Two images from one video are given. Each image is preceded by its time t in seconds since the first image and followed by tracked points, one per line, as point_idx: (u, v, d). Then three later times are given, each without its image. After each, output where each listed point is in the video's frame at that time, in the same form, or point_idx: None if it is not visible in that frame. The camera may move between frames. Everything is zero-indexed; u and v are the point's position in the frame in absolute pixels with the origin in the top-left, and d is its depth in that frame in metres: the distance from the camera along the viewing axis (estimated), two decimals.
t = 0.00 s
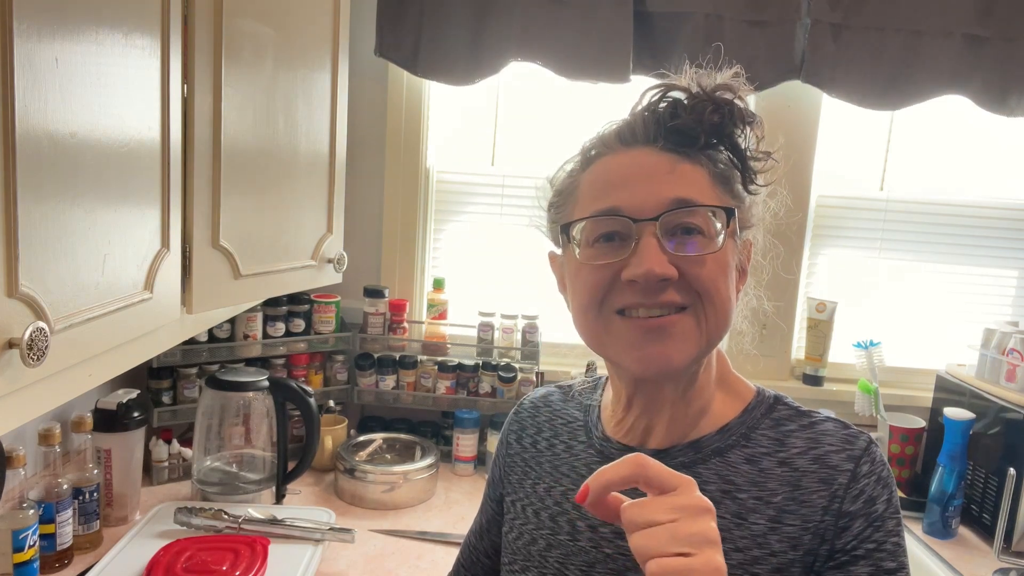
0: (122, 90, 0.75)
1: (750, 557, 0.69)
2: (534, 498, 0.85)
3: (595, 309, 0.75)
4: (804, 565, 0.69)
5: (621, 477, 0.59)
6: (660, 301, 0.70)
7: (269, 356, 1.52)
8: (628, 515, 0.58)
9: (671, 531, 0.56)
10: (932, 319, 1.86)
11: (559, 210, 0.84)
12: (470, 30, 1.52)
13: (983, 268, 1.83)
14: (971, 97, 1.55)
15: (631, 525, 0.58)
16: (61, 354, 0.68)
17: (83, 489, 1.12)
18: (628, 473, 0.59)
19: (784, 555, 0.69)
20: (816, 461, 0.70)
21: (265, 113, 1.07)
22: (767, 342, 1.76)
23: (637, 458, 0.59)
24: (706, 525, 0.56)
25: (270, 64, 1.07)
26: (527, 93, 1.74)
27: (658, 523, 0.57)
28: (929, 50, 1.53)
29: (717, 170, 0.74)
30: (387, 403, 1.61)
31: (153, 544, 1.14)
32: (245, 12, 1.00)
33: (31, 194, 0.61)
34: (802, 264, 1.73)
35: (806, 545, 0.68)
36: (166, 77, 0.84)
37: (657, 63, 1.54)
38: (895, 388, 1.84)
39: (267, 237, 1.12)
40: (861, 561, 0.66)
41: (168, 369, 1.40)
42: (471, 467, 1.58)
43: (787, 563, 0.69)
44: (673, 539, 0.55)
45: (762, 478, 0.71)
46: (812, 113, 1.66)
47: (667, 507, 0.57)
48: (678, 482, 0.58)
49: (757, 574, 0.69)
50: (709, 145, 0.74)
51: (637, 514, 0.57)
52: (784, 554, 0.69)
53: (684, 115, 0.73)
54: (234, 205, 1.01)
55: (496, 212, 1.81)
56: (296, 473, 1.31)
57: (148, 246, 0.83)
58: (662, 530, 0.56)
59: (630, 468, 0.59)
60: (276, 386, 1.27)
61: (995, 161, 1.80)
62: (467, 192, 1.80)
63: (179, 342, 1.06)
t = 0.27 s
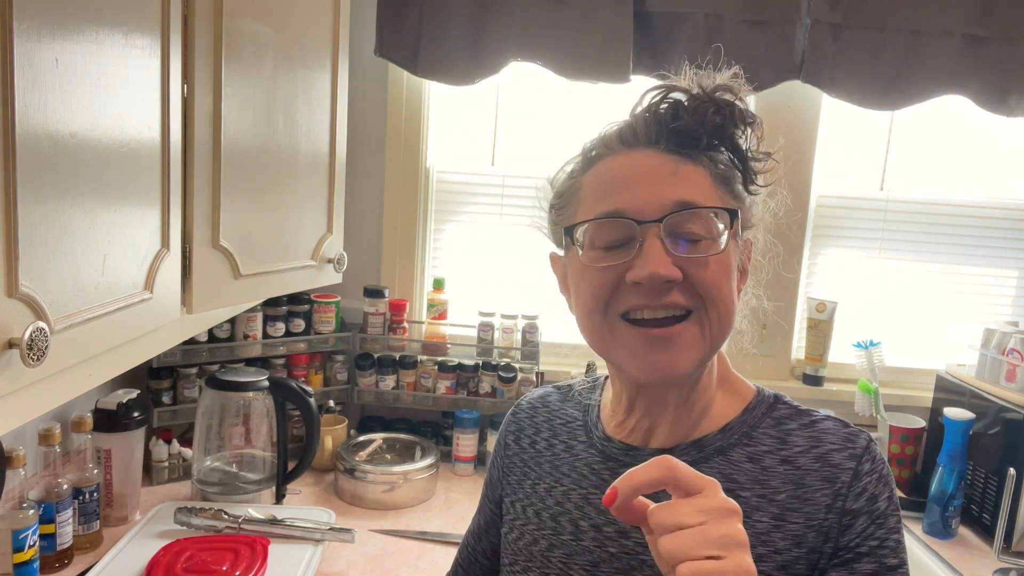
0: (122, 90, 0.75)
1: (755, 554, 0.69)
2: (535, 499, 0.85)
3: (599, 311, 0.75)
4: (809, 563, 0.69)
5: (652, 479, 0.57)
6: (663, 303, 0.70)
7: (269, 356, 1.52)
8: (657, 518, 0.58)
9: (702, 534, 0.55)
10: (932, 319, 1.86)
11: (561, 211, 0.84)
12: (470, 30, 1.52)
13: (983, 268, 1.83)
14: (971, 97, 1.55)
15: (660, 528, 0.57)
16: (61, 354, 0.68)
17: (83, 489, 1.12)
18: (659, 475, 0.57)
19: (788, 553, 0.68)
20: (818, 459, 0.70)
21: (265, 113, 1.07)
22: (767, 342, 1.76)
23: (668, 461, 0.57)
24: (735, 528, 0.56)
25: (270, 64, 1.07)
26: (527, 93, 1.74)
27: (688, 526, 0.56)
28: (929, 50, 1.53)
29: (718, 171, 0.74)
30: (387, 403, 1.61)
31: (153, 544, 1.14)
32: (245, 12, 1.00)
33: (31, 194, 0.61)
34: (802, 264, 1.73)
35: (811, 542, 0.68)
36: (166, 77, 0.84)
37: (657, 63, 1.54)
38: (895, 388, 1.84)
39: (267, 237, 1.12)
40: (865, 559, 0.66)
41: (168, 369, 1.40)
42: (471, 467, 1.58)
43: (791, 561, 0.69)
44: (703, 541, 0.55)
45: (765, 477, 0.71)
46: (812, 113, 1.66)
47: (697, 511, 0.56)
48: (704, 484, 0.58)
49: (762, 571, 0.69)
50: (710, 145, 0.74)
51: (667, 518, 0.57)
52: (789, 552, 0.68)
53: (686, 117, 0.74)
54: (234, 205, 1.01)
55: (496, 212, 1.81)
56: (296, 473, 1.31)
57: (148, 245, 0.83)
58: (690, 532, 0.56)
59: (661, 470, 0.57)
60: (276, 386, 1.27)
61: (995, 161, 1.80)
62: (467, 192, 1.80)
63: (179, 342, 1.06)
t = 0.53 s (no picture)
0: (122, 91, 0.75)
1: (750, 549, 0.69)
2: (537, 497, 0.85)
3: (598, 318, 0.75)
4: (804, 558, 0.69)
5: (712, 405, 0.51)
6: (663, 309, 0.70)
7: (269, 356, 1.52)
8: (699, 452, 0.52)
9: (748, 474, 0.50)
10: (932, 319, 1.86)
11: (559, 214, 0.84)
12: (470, 30, 1.52)
13: (983, 268, 1.83)
14: (971, 97, 1.55)
15: (701, 462, 0.51)
16: (61, 354, 0.68)
17: (83, 489, 1.12)
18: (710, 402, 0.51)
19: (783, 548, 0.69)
20: (816, 457, 0.70)
21: (265, 113, 1.07)
22: (767, 342, 1.76)
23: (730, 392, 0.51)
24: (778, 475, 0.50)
25: (270, 64, 1.07)
26: (527, 93, 1.74)
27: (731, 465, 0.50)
28: (929, 50, 1.53)
29: (716, 172, 0.74)
30: (387, 403, 1.61)
31: (153, 544, 1.14)
32: (245, 12, 0.99)
33: (31, 193, 0.61)
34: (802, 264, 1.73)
35: (807, 538, 0.69)
36: (166, 77, 0.84)
37: (657, 63, 1.54)
38: (895, 388, 1.84)
39: (267, 238, 1.12)
40: (859, 552, 0.65)
41: (168, 369, 1.40)
42: (471, 467, 1.57)
43: (786, 556, 0.69)
44: (746, 482, 0.49)
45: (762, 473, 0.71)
46: (812, 113, 1.66)
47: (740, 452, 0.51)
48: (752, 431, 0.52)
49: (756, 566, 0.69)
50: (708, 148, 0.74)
51: (714, 455, 0.51)
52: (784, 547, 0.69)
53: (683, 120, 0.73)
54: (234, 205, 1.01)
55: (496, 212, 1.81)
56: (296, 473, 1.31)
57: (148, 246, 0.83)
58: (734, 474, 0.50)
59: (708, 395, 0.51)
60: (276, 385, 1.27)
61: (995, 161, 1.80)
62: (467, 192, 1.80)
63: (179, 342, 1.06)
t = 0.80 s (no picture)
0: (122, 90, 0.75)
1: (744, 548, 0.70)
2: (536, 496, 0.85)
3: (596, 318, 0.75)
4: (799, 557, 0.69)
5: (674, 384, 0.53)
6: (658, 309, 0.71)
7: (269, 356, 1.52)
8: (659, 438, 0.54)
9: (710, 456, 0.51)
10: (932, 319, 1.86)
11: (557, 215, 0.84)
12: (470, 30, 1.52)
13: (983, 268, 1.83)
14: (971, 97, 1.55)
15: (660, 447, 0.53)
16: (61, 354, 0.68)
17: (83, 489, 1.12)
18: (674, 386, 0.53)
19: (779, 547, 0.69)
20: (813, 457, 0.70)
21: (265, 113, 1.07)
22: (768, 342, 1.76)
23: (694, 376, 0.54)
24: (736, 460, 0.51)
25: (270, 64, 1.07)
26: (527, 93, 1.74)
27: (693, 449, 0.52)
28: (929, 50, 1.53)
29: (712, 172, 0.74)
30: (387, 403, 1.61)
31: (153, 544, 1.14)
32: (245, 12, 1.00)
33: (31, 193, 0.61)
34: (802, 264, 1.73)
35: (802, 537, 0.68)
36: (166, 77, 0.84)
37: (656, 63, 1.54)
38: (895, 388, 1.84)
39: (267, 238, 1.12)
40: (852, 550, 0.65)
41: (168, 369, 1.40)
42: (471, 467, 1.57)
43: (781, 555, 0.69)
44: (703, 465, 0.51)
45: (759, 473, 0.71)
46: (812, 113, 1.66)
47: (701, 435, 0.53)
48: (715, 418, 0.54)
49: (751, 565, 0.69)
50: (704, 149, 0.73)
51: (671, 437, 0.53)
52: (779, 546, 0.69)
53: (678, 121, 0.73)
54: (234, 205, 1.01)
55: (496, 212, 1.81)
56: (296, 473, 1.31)
57: (148, 246, 0.83)
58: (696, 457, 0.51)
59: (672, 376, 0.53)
60: (276, 385, 1.27)
61: (995, 161, 1.80)
62: (467, 192, 1.80)
63: (179, 342, 1.06)
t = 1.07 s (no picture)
0: (122, 91, 0.75)
1: (747, 551, 0.69)
2: (536, 495, 0.85)
3: (598, 329, 0.75)
4: (802, 561, 0.69)
5: (661, 418, 0.55)
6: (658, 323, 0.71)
7: (269, 356, 1.52)
8: (648, 472, 0.56)
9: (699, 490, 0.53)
10: (932, 319, 1.86)
11: (558, 219, 0.84)
12: (470, 30, 1.52)
13: (983, 268, 1.83)
14: (971, 97, 1.55)
15: (649, 481, 0.56)
16: (61, 354, 0.68)
17: (83, 489, 1.12)
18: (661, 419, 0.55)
19: (782, 550, 0.69)
20: (816, 460, 0.70)
21: (265, 113, 1.07)
22: (768, 342, 1.76)
23: (679, 407, 0.55)
24: (725, 489, 0.54)
25: (270, 64, 1.08)
26: (526, 93, 1.74)
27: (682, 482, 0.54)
28: (929, 50, 1.53)
29: (715, 179, 0.73)
30: (387, 403, 1.61)
31: (153, 544, 1.14)
32: (245, 12, 1.00)
33: (31, 193, 0.61)
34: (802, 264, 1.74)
35: (805, 540, 0.68)
36: (166, 77, 0.84)
37: (656, 63, 1.54)
38: (895, 388, 1.84)
39: (267, 237, 1.12)
40: (856, 556, 0.65)
41: (168, 369, 1.40)
42: (471, 467, 1.57)
43: (784, 559, 0.69)
44: (692, 499, 0.54)
45: (762, 475, 0.71)
46: (812, 113, 1.66)
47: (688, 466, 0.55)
48: (703, 446, 0.56)
49: (754, 568, 0.69)
50: (707, 156, 0.72)
51: (660, 472, 0.55)
52: (782, 550, 0.69)
53: (681, 129, 0.71)
54: (234, 205, 1.01)
55: (495, 212, 1.81)
56: (296, 473, 1.31)
57: (148, 245, 0.83)
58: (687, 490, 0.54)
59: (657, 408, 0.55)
60: (276, 385, 1.27)
61: (995, 161, 1.80)
62: (467, 192, 1.80)
63: (179, 342, 1.06)
